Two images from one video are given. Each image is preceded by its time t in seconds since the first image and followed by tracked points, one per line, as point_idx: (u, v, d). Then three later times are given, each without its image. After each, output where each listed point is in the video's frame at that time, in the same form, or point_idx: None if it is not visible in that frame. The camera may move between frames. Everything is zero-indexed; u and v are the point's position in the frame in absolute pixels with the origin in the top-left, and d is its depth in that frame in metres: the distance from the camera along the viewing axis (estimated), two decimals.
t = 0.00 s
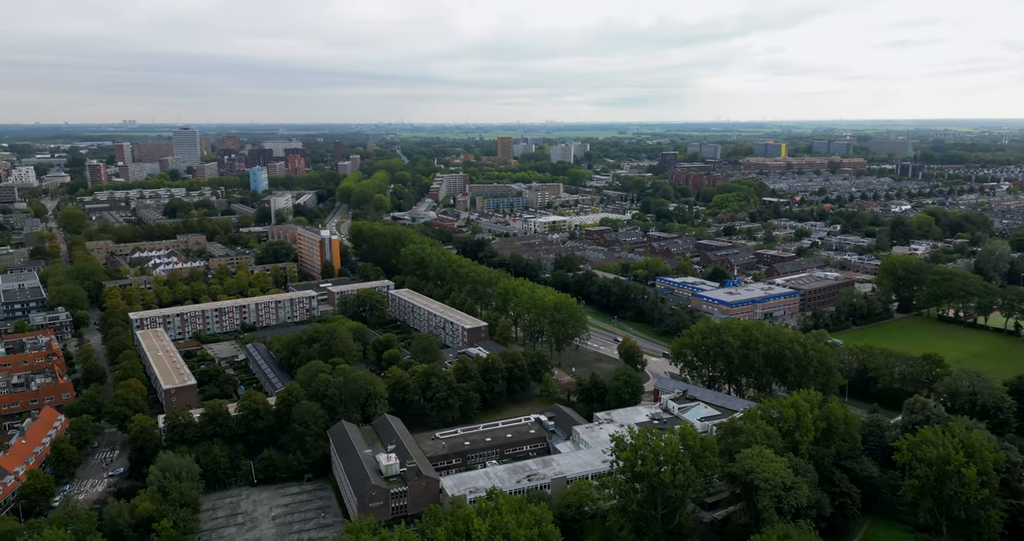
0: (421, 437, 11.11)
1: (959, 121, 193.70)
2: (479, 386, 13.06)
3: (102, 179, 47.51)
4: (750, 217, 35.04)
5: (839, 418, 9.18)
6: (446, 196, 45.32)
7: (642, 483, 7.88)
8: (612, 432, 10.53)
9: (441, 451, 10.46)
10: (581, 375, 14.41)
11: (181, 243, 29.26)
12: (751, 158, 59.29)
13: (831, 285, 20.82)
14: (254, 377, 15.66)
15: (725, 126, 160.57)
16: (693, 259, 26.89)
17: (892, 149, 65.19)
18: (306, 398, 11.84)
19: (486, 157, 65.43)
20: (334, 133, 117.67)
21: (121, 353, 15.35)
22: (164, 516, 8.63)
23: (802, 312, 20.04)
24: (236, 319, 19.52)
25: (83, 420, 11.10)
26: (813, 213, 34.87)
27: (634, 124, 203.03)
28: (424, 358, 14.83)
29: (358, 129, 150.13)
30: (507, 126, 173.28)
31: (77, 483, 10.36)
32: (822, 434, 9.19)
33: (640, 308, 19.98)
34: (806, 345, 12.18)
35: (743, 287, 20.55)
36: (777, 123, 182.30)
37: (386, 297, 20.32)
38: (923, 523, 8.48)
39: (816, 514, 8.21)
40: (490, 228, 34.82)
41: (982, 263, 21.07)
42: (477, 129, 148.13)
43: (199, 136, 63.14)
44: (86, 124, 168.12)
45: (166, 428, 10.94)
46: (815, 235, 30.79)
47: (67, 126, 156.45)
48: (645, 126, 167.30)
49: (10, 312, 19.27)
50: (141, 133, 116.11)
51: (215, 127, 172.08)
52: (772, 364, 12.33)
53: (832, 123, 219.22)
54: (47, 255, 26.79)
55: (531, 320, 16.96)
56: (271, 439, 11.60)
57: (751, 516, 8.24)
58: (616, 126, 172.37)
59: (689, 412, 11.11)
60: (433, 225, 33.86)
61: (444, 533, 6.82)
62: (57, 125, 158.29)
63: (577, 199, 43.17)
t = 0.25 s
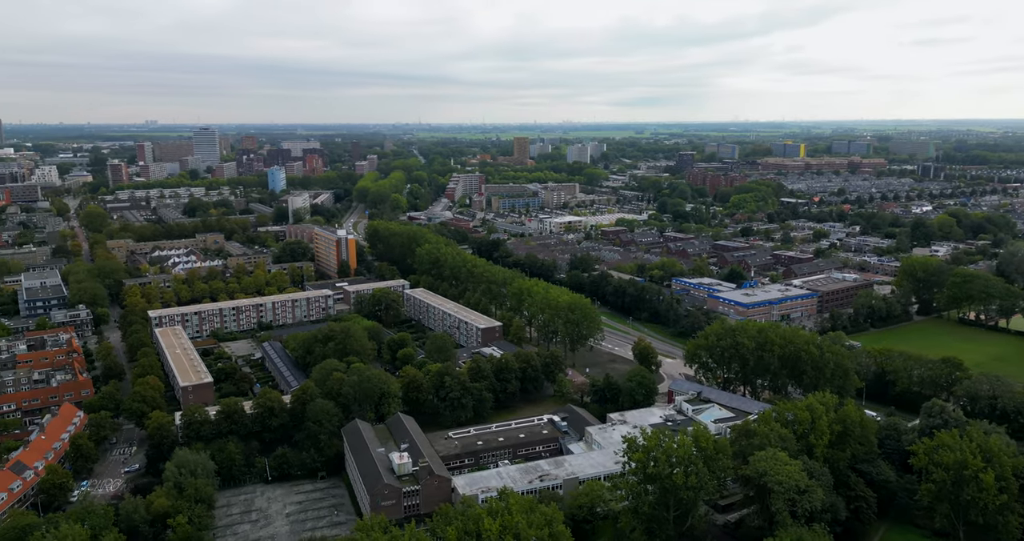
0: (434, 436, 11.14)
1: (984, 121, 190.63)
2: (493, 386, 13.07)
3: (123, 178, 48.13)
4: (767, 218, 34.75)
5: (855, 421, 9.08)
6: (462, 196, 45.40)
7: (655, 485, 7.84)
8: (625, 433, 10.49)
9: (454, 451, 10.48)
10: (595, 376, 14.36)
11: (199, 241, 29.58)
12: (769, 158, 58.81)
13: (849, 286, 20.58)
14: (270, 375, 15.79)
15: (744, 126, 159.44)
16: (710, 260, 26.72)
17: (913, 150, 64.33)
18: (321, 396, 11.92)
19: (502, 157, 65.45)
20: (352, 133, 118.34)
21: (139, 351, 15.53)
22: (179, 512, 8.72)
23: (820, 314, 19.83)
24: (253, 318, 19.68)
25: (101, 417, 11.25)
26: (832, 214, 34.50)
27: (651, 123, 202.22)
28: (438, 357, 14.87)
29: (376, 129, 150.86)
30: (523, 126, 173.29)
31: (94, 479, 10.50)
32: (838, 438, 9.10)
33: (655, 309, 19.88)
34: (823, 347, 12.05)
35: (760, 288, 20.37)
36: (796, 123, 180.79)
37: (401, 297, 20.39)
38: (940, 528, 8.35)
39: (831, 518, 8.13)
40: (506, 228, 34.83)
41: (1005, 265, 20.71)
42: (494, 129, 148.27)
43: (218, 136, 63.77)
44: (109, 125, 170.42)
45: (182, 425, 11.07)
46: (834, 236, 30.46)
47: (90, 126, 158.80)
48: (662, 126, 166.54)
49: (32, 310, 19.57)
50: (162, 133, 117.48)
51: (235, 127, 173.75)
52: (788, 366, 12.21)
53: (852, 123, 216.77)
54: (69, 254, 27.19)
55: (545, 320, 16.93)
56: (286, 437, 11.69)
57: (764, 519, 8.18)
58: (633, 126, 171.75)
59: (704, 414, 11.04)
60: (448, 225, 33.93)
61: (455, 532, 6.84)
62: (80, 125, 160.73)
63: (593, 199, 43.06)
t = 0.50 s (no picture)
0: (446, 435, 11.16)
1: (1005, 121, 188.23)
2: (504, 385, 13.08)
3: (142, 178, 48.66)
4: (783, 219, 34.50)
5: (870, 424, 9.00)
6: (477, 196, 45.49)
7: (665, 486, 7.81)
8: (636, 434, 10.45)
9: (466, 450, 10.49)
10: (607, 377, 14.32)
11: (216, 241, 29.85)
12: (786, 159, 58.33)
13: (866, 288, 20.38)
14: (283, 373, 15.89)
15: (760, 126, 158.56)
16: (725, 261, 26.57)
17: (933, 150, 63.60)
18: (333, 394, 11.98)
19: (516, 157, 65.47)
20: (368, 133, 119.11)
21: (155, 349, 15.70)
22: (193, 509, 8.79)
23: (835, 315, 19.65)
24: (268, 316, 19.82)
25: (117, 413, 11.39)
26: (848, 215, 34.20)
27: (666, 123, 201.49)
28: (450, 357, 14.89)
29: (391, 129, 151.47)
30: (539, 126, 173.34)
31: (110, 475, 10.62)
32: (851, 440, 9.03)
33: (669, 310, 19.78)
34: (837, 349, 11.95)
35: (774, 289, 20.22)
36: (813, 123, 179.46)
37: (414, 296, 20.46)
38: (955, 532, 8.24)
39: (844, 521, 8.05)
40: (520, 228, 34.84)
41: None
42: (509, 129, 148.44)
43: (236, 136, 64.32)
44: (128, 125, 172.39)
45: (197, 422, 11.18)
46: (851, 237, 30.18)
47: (110, 126, 160.86)
48: (678, 126, 165.93)
49: (51, 308, 19.83)
50: (180, 133, 118.68)
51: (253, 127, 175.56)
52: (801, 368, 12.12)
53: (870, 123, 214.58)
54: (88, 252, 27.52)
55: (558, 320, 16.93)
56: (298, 435, 11.75)
57: (776, 522, 8.13)
58: (649, 126, 171.27)
59: (716, 415, 10.97)
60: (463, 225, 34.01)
61: (463, 532, 6.85)
62: (101, 125, 162.90)
63: (607, 199, 42.97)
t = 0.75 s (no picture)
0: (459, 435, 11.18)
1: None
2: (518, 385, 13.08)
3: (162, 177, 49.24)
4: (802, 220, 34.18)
5: (887, 427, 8.89)
6: (493, 196, 45.54)
7: (678, 488, 7.77)
8: (650, 435, 10.41)
9: (478, 450, 10.50)
10: (622, 377, 14.27)
11: (234, 240, 30.12)
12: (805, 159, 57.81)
13: (885, 290, 20.14)
14: (299, 372, 16.00)
15: (779, 126, 157.27)
16: (742, 262, 26.37)
17: (955, 150, 62.73)
18: (348, 393, 12.05)
19: (533, 157, 65.45)
20: (386, 133, 119.63)
21: (173, 346, 15.88)
22: (208, 505, 8.87)
23: (854, 317, 19.44)
24: (284, 315, 19.97)
25: (136, 410, 11.54)
26: (868, 216, 33.82)
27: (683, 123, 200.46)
28: (464, 356, 14.91)
29: (408, 130, 152.06)
30: (555, 125, 173.19)
31: (127, 471, 10.74)
32: (868, 444, 8.93)
33: (684, 311, 19.67)
34: (855, 351, 11.82)
35: (792, 291, 20.04)
36: (833, 122, 177.68)
37: (429, 296, 20.51)
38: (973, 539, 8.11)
39: (860, 525, 7.96)
40: (536, 228, 34.83)
41: None
42: (526, 129, 148.46)
43: (255, 136, 64.88)
44: (149, 125, 174.52)
45: (213, 420, 11.28)
46: (871, 238, 29.84)
47: (131, 126, 163.02)
48: (696, 126, 165.08)
49: (72, 305, 20.12)
50: (201, 133, 120.00)
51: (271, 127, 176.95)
52: (818, 370, 12.00)
53: (892, 123, 212.00)
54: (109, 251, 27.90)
55: (572, 321, 16.90)
56: (313, 433, 11.83)
57: (791, 525, 8.05)
58: (666, 126, 170.49)
59: (731, 417, 10.89)
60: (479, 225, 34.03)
61: (474, 532, 6.86)
62: (123, 125, 165.08)
63: (624, 199, 42.83)
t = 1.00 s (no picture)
0: (470, 434, 11.19)
1: None
2: (530, 385, 13.07)
3: (180, 176, 49.73)
4: (819, 221, 33.89)
5: (902, 430, 8.80)
6: (507, 196, 45.55)
7: (689, 490, 7.74)
8: (662, 437, 10.36)
9: (490, 449, 10.52)
10: (634, 378, 14.21)
11: (251, 239, 30.36)
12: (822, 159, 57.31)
13: (902, 291, 19.91)
14: (313, 370, 16.09)
15: (797, 126, 156.03)
16: (757, 263, 26.18)
17: (976, 151, 61.90)
18: (360, 392, 12.10)
19: (547, 157, 65.38)
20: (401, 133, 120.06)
21: (189, 344, 16.02)
22: (221, 502, 8.94)
23: (870, 319, 19.23)
24: (299, 314, 20.09)
25: (151, 407, 11.66)
26: (886, 217, 33.46)
27: (699, 123, 199.41)
28: (477, 356, 14.92)
29: (423, 130, 152.50)
30: (570, 126, 172.98)
31: (143, 468, 10.84)
32: (882, 447, 8.84)
33: (698, 312, 19.56)
34: (870, 354, 11.70)
35: (807, 292, 19.86)
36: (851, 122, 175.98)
37: (442, 296, 20.55)
38: None
39: (874, 530, 7.88)
40: (550, 228, 34.80)
41: None
42: (541, 129, 148.40)
43: (272, 136, 65.34)
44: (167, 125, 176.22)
45: (227, 418, 11.37)
46: (888, 239, 29.51)
47: (150, 126, 164.81)
48: (712, 126, 164.23)
49: (90, 303, 20.38)
50: (220, 133, 120.44)
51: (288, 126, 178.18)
52: (833, 372, 11.89)
53: (911, 122, 209.67)
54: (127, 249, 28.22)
55: (585, 321, 16.86)
56: (326, 432, 11.88)
57: (803, 529, 7.99)
58: (682, 126, 169.70)
59: (744, 419, 10.81)
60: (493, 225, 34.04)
61: (484, 531, 6.87)
62: (142, 125, 166.92)
63: (639, 199, 42.67)
